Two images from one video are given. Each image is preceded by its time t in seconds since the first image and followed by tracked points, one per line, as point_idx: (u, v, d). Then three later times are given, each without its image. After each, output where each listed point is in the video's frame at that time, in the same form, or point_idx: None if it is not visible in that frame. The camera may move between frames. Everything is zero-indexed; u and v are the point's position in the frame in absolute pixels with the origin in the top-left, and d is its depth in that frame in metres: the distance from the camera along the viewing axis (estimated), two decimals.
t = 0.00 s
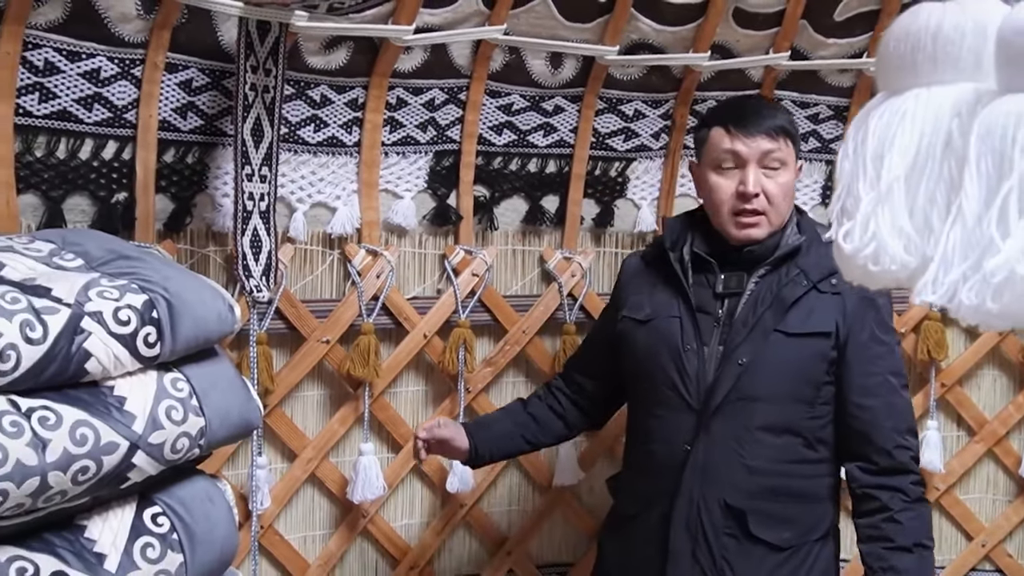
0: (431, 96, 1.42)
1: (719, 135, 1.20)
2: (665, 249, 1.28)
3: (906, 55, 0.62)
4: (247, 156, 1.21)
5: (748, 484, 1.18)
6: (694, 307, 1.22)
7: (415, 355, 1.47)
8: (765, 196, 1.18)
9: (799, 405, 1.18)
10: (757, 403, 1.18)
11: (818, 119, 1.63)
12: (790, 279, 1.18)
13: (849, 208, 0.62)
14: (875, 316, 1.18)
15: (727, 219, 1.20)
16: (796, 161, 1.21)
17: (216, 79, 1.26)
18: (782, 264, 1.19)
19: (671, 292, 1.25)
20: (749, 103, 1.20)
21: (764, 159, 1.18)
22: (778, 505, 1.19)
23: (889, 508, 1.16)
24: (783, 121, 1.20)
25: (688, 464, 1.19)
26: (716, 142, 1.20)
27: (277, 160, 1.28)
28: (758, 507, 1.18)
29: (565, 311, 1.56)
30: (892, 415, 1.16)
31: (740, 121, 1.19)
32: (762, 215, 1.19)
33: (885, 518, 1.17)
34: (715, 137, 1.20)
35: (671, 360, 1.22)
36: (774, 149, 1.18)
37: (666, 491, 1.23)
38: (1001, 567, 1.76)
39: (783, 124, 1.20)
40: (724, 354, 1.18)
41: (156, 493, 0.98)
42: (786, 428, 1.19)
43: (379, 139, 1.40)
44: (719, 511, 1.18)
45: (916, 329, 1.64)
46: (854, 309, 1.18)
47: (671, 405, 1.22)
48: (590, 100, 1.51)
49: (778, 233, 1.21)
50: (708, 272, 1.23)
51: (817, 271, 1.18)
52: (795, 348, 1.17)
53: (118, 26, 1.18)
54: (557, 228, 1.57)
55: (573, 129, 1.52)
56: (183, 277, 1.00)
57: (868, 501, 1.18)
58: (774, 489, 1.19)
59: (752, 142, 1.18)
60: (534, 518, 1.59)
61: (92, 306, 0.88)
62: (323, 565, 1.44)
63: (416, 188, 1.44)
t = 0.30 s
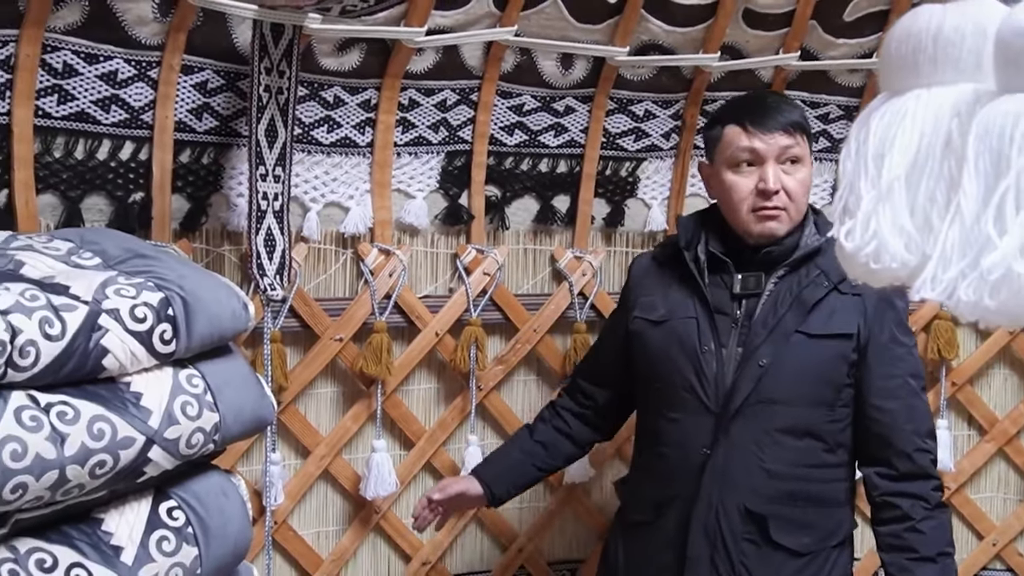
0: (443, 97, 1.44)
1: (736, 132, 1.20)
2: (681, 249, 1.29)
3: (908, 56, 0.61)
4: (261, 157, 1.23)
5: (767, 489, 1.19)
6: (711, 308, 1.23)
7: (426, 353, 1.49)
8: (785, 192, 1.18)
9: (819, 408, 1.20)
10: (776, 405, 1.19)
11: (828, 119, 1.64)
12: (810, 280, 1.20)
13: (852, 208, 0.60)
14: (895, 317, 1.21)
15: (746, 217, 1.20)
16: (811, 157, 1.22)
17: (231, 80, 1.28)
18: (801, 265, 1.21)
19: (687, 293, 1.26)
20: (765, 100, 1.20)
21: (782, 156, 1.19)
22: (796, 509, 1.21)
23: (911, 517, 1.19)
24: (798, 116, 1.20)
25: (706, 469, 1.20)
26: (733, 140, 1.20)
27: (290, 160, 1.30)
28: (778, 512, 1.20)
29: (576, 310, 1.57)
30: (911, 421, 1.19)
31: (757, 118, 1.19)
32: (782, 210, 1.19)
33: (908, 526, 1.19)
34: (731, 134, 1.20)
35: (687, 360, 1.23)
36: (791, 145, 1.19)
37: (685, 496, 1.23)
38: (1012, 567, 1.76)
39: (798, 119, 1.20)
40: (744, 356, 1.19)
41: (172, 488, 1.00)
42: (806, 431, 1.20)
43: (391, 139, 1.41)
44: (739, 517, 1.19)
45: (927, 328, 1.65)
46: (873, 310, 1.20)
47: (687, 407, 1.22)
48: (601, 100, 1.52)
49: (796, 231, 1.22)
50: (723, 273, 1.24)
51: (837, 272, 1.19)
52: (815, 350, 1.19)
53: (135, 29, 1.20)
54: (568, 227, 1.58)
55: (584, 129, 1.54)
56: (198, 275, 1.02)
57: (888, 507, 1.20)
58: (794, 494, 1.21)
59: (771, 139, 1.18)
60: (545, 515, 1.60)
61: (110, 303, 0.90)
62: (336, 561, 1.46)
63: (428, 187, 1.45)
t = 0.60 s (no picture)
0: (455, 97, 1.45)
1: (715, 134, 1.19)
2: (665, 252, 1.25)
3: (921, 56, 0.61)
4: (276, 157, 1.24)
5: (763, 492, 1.17)
6: (699, 311, 1.20)
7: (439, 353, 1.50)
8: (765, 193, 1.17)
9: (812, 407, 1.18)
10: (769, 406, 1.17)
11: (840, 119, 1.64)
12: (798, 279, 1.18)
13: (865, 209, 0.60)
14: (883, 314, 1.20)
15: (727, 219, 1.18)
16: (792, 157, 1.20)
17: (246, 81, 1.29)
18: (788, 264, 1.19)
19: (672, 295, 1.22)
20: (744, 100, 1.19)
21: (762, 156, 1.18)
22: (794, 511, 1.19)
23: (906, 511, 1.18)
24: (777, 116, 1.19)
25: (702, 475, 1.17)
26: (712, 142, 1.19)
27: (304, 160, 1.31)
28: (776, 515, 1.18)
29: (587, 310, 1.58)
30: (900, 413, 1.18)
31: (736, 118, 1.18)
32: (763, 212, 1.17)
33: (902, 520, 1.18)
34: (710, 136, 1.19)
35: (676, 364, 1.19)
36: (772, 146, 1.18)
37: (679, 502, 1.20)
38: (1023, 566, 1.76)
39: (777, 119, 1.20)
40: (735, 359, 1.16)
41: (188, 485, 1.01)
42: (802, 432, 1.18)
43: (404, 139, 1.42)
44: (737, 520, 1.17)
45: (939, 328, 1.65)
46: (862, 308, 1.19)
47: (678, 413, 1.19)
48: (613, 101, 1.52)
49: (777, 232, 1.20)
50: (709, 274, 1.21)
51: (824, 270, 1.18)
52: (807, 350, 1.17)
53: (152, 31, 1.21)
54: (580, 227, 1.58)
55: (596, 129, 1.54)
56: (213, 274, 1.03)
57: (880, 503, 1.20)
58: (789, 495, 1.18)
59: (750, 139, 1.17)
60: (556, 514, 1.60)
61: (127, 302, 0.91)
62: (349, 558, 1.47)
63: (441, 188, 1.46)
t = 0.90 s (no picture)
0: (469, 98, 1.45)
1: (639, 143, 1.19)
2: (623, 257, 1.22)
3: (944, 56, 0.74)
4: (290, 157, 1.25)
5: (726, 496, 1.14)
6: (659, 315, 1.17)
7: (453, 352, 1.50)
8: (679, 200, 1.15)
9: (775, 409, 1.15)
10: (732, 410, 1.14)
11: (855, 119, 1.63)
12: (757, 280, 1.15)
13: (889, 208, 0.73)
14: (844, 313, 1.17)
15: (654, 227, 1.18)
16: (721, 159, 1.16)
17: (261, 82, 1.30)
18: (747, 265, 1.17)
19: (632, 301, 1.19)
20: (672, 111, 1.17)
21: (676, 162, 1.15)
22: (758, 515, 1.15)
23: (866, 517, 1.15)
24: (710, 124, 1.16)
25: (665, 479, 1.14)
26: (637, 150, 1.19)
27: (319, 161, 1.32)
28: (740, 519, 1.14)
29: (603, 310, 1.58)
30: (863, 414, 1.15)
31: (660, 134, 1.16)
32: (680, 218, 1.16)
33: (862, 527, 1.16)
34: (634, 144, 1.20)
35: (637, 369, 1.16)
36: (685, 150, 1.15)
37: (642, 508, 1.16)
38: None
39: (707, 127, 1.16)
40: (696, 362, 1.14)
41: (204, 484, 1.01)
42: (764, 434, 1.15)
43: (418, 139, 1.42)
44: (700, 525, 1.13)
45: (954, 329, 1.64)
46: (822, 307, 1.16)
47: (642, 419, 1.16)
48: (627, 101, 1.52)
49: (731, 234, 1.20)
50: (669, 278, 1.19)
51: (783, 270, 1.16)
52: (769, 352, 1.14)
53: (168, 32, 1.21)
54: (593, 228, 1.58)
55: (609, 130, 1.54)
56: (229, 274, 1.03)
57: (842, 508, 1.17)
58: (751, 499, 1.15)
59: (660, 147, 1.16)
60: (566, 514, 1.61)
61: (144, 302, 0.91)
62: (363, 558, 1.47)
63: (454, 188, 1.46)
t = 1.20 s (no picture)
0: (481, 97, 1.45)
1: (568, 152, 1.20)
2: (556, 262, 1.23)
3: (961, 55, 0.74)
4: (304, 157, 1.25)
5: (651, 496, 1.13)
6: (589, 318, 1.18)
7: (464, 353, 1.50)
8: (602, 209, 1.16)
9: (699, 409, 1.15)
10: (657, 411, 1.13)
11: (867, 119, 1.63)
12: (684, 281, 1.16)
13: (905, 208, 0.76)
14: (772, 314, 1.17)
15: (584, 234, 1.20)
16: (645, 168, 1.17)
17: (273, 82, 1.30)
18: (675, 267, 1.17)
19: (565, 305, 1.20)
20: (596, 121, 1.17)
21: (600, 172, 1.16)
22: (688, 514, 1.15)
23: (785, 521, 1.15)
24: (632, 132, 1.17)
25: (591, 478, 1.14)
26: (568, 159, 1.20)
27: (331, 161, 1.32)
28: (663, 519, 1.14)
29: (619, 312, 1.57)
30: (791, 415, 1.15)
31: (583, 144, 1.17)
32: (605, 226, 1.17)
33: (781, 531, 1.16)
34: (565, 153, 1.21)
35: (567, 371, 1.17)
36: (608, 161, 1.16)
37: (568, 509, 1.17)
38: None
39: (631, 136, 1.17)
40: (622, 363, 1.14)
41: (218, 483, 1.01)
42: (688, 435, 1.15)
43: (430, 139, 1.42)
44: (623, 526, 1.13)
45: (966, 330, 1.64)
46: (749, 308, 1.16)
47: (571, 420, 1.17)
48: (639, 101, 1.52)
49: (662, 234, 1.20)
50: (601, 281, 1.19)
51: (711, 271, 1.16)
52: (693, 353, 1.14)
53: (181, 32, 1.22)
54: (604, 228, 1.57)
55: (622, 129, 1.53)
56: (243, 273, 1.04)
57: (766, 511, 1.17)
58: (678, 499, 1.14)
59: (584, 157, 1.17)
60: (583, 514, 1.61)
61: (159, 302, 0.92)
62: (375, 557, 1.47)
63: (466, 188, 1.46)
